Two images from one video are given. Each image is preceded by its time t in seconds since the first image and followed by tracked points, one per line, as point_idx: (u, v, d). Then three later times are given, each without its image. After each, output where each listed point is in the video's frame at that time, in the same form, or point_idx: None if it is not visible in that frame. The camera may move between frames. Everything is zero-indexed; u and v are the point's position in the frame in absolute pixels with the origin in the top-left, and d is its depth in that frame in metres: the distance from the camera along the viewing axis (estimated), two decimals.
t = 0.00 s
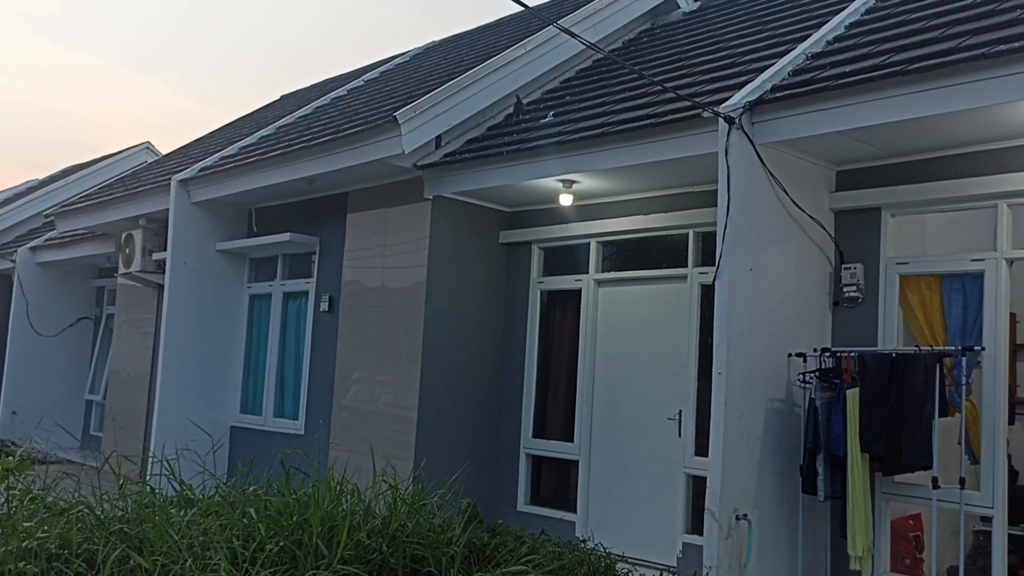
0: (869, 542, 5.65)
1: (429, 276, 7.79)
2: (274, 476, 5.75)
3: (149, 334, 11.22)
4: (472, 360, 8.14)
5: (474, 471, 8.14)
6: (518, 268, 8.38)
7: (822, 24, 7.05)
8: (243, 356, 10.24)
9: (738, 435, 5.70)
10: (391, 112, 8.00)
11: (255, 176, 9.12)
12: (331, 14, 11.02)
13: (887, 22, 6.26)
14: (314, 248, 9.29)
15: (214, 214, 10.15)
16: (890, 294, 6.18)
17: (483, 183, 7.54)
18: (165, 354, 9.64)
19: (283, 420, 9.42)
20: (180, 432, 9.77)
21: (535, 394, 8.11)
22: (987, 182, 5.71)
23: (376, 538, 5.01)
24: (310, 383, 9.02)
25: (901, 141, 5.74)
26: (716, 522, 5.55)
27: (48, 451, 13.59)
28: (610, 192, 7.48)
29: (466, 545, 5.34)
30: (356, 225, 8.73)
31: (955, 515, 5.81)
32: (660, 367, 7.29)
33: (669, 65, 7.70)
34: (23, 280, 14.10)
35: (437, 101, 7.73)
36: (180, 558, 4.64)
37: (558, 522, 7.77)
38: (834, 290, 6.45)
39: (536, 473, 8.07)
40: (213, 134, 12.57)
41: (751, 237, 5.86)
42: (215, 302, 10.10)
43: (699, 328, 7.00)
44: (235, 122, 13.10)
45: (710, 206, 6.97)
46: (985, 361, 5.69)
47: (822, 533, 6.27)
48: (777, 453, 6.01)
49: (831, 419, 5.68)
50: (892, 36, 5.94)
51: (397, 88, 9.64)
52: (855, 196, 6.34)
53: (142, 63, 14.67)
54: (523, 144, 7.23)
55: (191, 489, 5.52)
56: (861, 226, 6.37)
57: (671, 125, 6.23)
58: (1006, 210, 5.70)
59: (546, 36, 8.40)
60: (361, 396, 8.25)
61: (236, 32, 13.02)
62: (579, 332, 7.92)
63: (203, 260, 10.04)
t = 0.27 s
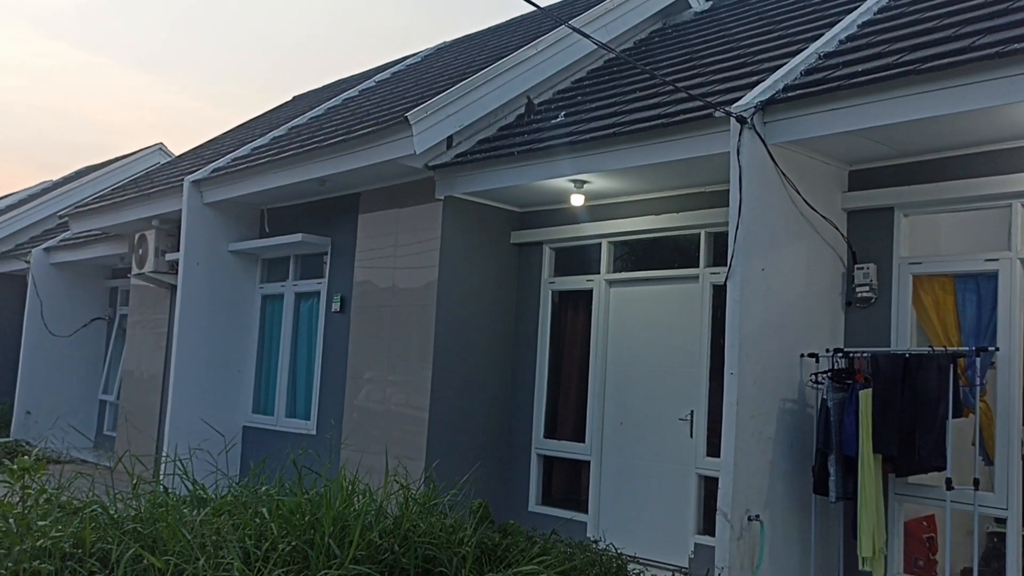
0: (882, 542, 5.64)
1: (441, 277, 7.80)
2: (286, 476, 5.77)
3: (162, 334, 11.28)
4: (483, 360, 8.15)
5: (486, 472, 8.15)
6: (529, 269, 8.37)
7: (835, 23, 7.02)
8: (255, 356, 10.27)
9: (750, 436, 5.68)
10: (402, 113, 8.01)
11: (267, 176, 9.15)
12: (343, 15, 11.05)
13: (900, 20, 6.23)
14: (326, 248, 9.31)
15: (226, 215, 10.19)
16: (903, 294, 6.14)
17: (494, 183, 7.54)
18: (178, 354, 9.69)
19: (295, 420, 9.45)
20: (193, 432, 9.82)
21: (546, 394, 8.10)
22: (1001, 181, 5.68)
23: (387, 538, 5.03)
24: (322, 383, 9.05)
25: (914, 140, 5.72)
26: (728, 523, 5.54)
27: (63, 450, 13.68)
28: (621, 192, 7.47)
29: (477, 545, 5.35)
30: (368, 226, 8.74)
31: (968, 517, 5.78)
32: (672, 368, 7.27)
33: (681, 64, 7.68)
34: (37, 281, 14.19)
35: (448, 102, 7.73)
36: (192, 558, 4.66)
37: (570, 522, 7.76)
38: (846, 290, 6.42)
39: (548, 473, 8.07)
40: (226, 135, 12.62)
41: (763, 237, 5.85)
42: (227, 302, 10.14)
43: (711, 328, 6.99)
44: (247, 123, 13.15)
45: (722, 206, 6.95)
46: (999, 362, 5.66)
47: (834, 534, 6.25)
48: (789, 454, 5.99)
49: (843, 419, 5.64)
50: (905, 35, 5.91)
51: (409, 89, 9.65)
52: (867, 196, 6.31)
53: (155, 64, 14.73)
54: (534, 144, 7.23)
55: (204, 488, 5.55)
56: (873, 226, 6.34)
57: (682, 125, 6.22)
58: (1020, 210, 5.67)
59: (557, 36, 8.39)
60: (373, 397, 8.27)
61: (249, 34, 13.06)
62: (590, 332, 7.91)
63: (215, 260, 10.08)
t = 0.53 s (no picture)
0: (898, 543, 5.62)
1: (455, 277, 7.81)
2: (302, 476, 5.79)
3: (179, 335, 11.34)
4: (498, 360, 8.15)
5: (501, 472, 8.16)
6: (544, 269, 8.37)
7: (851, 21, 6.98)
8: (271, 357, 10.32)
9: (767, 436, 5.66)
10: (417, 113, 8.03)
11: (283, 177, 9.18)
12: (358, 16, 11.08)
13: (917, 18, 6.19)
14: (341, 248, 9.34)
15: (241, 216, 10.24)
16: (920, 293, 6.11)
17: (509, 183, 7.54)
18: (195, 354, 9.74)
19: (310, 420, 9.48)
20: (210, 432, 9.87)
21: (561, 394, 8.10)
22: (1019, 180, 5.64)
23: (403, 538, 5.05)
24: (337, 384, 9.08)
25: (931, 139, 5.69)
26: (744, 523, 5.52)
27: (80, 450, 13.78)
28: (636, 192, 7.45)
29: (493, 545, 5.36)
30: (383, 226, 8.77)
31: (987, 518, 5.74)
32: (687, 368, 7.26)
33: (695, 64, 7.66)
34: (55, 282, 14.29)
35: (462, 102, 7.74)
36: (210, 557, 4.68)
37: (585, 522, 7.75)
38: (863, 290, 6.38)
39: (563, 473, 8.06)
40: (241, 136, 12.68)
41: (779, 237, 5.82)
42: (243, 303, 10.19)
43: (726, 328, 6.96)
44: (262, 125, 13.21)
45: (738, 206, 6.93)
46: (1018, 362, 5.62)
47: (851, 535, 6.22)
48: (806, 454, 5.96)
49: (859, 419, 5.66)
50: (922, 33, 5.88)
51: (423, 89, 9.67)
52: (884, 195, 6.27)
53: (172, 66, 14.82)
54: (549, 144, 7.22)
55: (221, 488, 5.57)
56: (890, 225, 6.30)
57: (697, 125, 6.20)
58: None
59: (572, 36, 8.39)
60: (388, 397, 8.29)
61: (264, 35, 13.10)
62: (605, 332, 7.89)
63: (231, 261, 10.12)
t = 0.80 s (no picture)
0: (916, 544, 5.59)
1: (470, 277, 7.83)
2: (319, 476, 5.81)
3: (195, 335, 11.41)
4: (513, 360, 8.16)
5: (516, 472, 8.16)
6: (558, 269, 8.37)
7: (868, 20, 6.95)
8: (286, 357, 10.36)
9: (783, 436, 5.64)
10: (432, 114, 8.04)
11: (298, 178, 9.22)
12: (372, 18, 11.11)
13: (934, 16, 6.16)
14: (356, 249, 9.37)
15: (257, 217, 10.28)
16: (938, 293, 6.07)
17: (524, 184, 7.54)
18: (212, 355, 9.80)
19: (326, 420, 9.52)
20: (226, 432, 9.92)
21: (577, 394, 8.10)
22: None
23: (419, 538, 5.07)
24: (353, 384, 9.11)
25: (948, 137, 5.65)
26: (761, 524, 5.50)
27: (99, 451, 13.88)
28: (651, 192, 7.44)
29: (509, 546, 5.37)
30: (398, 227, 8.79)
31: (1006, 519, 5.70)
32: (703, 368, 7.24)
33: (710, 63, 7.64)
34: (73, 283, 14.40)
35: (477, 103, 7.75)
36: (227, 556, 4.70)
37: (600, 523, 7.75)
38: (880, 289, 6.35)
39: (578, 473, 8.06)
40: (257, 138, 12.74)
41: (795, 237, 5.80)
42: (259, 303, 10.24)
43: (742, 328, 6.94)
44: (278, 126, 13.27)
45: (753, 206, 6.91)
46: None
47: (869, 536, 6.18)
48: (823, 455, 5.93)
49: (876, 419, 5.64)
50: (939, 31, 5.85)
51: (438, 90, 9.69)
52: (901, 194, 6.23)
53: (188, 68, 14.90)
54: (563, 144, 7.22)
55: (238, 487, 5.60)
56: (907, 225, 6.26)
57: (713, 124, 6.19)
58: None
59: (586, 36, 8.39)
60: (403, 397, 8.31)
61: (279, 37, 13.16)
62: (620, 332, 7.88)
63: (247, 262, 10.16)
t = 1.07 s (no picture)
0: (933, 546, 5.56)
1: (484, 278, 7.84)
2: (334, 476, 5.83)
3: (210, 335, 11.46)
4: (527, 361, 8.16)
5: (530, 472, 8.17)
6: (572, 269, 8.37)
7: (883, 18, 6.92)
8: (301, 357, 10.40)
9: (798, 438, 5.62)
10: (446, 115, 8.05)
11: (313, 179, 9.25)
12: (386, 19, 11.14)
13: (951, 15, 6.13)
14: (370, 250, 9.40)
15: (272, 217, 10.32)
16: (955, 293, 6.04)
17: (538, 184, 7.54)
18: (227, 355, 9.85)
19: (340, 420, 9.55)
20: (242, 432, 9.97)
21: (590, 395, 8.09)
22: None
23: (434, 538, 5.08)
24: (367, 384, 9.13)
25: (965, 137, 5.62)
26: (776, 525, 5.48)
27: (116, 450, 13.97)
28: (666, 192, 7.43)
29: (523, 546, 5.37)
30: (412, 228, 8.81)
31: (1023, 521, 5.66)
32: (717, 369, 7.22)
33: (724, 63, 7.62)
34: (90, 283, 14.50)
35: (491, 104, 7.76)
36: (243, 556, 4.72)
37: (614, 523, 7.74)
38: (896, 290, 6.32)
39: (592, 473, 8.05)
40: (271, 139, 12.79)
41: (810, 237, 5.77)
42: (274, 304, 10.28)
43: (757, 328, 6.92)
44: (292, 127, 13.31)
45: (768, 206, 6.89)
46: None
47: (884, 537, 6.16)
48: (838, 456, 5.91)
49: (890, 423, 5.58)
50: (955, 30, 5.82)
51: (452, 91, 9.70)
52: (918, 194, 6.20)
53: (203, 69, 14.98)
54: (577, 145, 7.22)
55: (254, 487, 5.62)
56: (924, 225, 6.23)
57: (728, 124, 6.17)
58: None
59: (600, 36, 8.38)
60: (417, 398, 8.32)
61: (294, 39, 13.21)
62: (634, 333, 7.87)
63: (262, 262, 10.20)
